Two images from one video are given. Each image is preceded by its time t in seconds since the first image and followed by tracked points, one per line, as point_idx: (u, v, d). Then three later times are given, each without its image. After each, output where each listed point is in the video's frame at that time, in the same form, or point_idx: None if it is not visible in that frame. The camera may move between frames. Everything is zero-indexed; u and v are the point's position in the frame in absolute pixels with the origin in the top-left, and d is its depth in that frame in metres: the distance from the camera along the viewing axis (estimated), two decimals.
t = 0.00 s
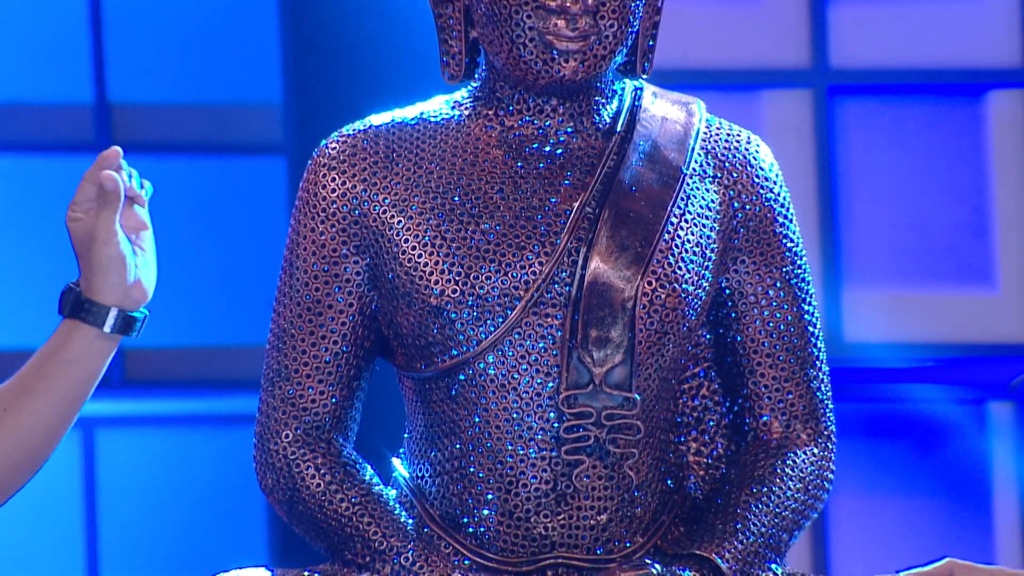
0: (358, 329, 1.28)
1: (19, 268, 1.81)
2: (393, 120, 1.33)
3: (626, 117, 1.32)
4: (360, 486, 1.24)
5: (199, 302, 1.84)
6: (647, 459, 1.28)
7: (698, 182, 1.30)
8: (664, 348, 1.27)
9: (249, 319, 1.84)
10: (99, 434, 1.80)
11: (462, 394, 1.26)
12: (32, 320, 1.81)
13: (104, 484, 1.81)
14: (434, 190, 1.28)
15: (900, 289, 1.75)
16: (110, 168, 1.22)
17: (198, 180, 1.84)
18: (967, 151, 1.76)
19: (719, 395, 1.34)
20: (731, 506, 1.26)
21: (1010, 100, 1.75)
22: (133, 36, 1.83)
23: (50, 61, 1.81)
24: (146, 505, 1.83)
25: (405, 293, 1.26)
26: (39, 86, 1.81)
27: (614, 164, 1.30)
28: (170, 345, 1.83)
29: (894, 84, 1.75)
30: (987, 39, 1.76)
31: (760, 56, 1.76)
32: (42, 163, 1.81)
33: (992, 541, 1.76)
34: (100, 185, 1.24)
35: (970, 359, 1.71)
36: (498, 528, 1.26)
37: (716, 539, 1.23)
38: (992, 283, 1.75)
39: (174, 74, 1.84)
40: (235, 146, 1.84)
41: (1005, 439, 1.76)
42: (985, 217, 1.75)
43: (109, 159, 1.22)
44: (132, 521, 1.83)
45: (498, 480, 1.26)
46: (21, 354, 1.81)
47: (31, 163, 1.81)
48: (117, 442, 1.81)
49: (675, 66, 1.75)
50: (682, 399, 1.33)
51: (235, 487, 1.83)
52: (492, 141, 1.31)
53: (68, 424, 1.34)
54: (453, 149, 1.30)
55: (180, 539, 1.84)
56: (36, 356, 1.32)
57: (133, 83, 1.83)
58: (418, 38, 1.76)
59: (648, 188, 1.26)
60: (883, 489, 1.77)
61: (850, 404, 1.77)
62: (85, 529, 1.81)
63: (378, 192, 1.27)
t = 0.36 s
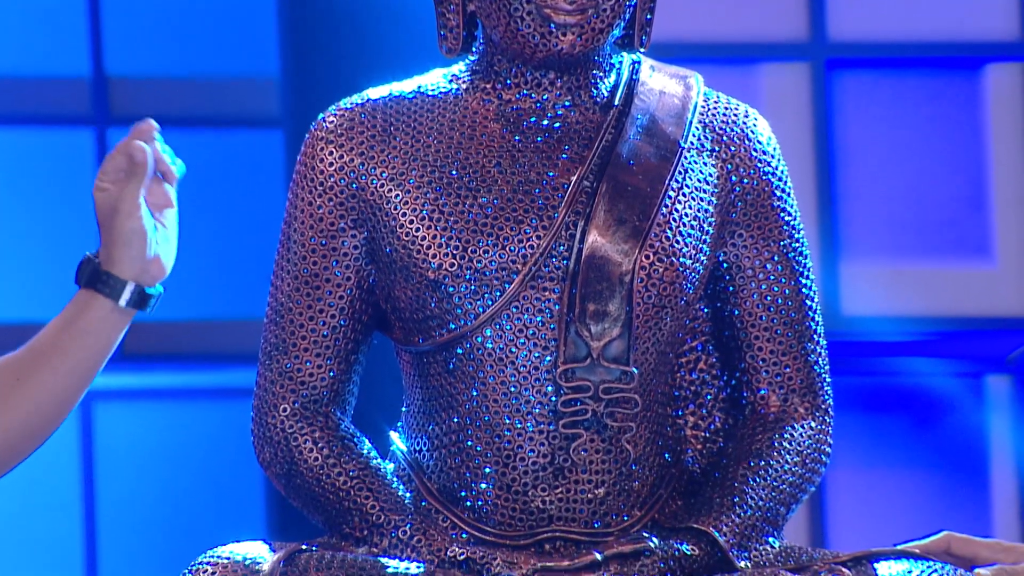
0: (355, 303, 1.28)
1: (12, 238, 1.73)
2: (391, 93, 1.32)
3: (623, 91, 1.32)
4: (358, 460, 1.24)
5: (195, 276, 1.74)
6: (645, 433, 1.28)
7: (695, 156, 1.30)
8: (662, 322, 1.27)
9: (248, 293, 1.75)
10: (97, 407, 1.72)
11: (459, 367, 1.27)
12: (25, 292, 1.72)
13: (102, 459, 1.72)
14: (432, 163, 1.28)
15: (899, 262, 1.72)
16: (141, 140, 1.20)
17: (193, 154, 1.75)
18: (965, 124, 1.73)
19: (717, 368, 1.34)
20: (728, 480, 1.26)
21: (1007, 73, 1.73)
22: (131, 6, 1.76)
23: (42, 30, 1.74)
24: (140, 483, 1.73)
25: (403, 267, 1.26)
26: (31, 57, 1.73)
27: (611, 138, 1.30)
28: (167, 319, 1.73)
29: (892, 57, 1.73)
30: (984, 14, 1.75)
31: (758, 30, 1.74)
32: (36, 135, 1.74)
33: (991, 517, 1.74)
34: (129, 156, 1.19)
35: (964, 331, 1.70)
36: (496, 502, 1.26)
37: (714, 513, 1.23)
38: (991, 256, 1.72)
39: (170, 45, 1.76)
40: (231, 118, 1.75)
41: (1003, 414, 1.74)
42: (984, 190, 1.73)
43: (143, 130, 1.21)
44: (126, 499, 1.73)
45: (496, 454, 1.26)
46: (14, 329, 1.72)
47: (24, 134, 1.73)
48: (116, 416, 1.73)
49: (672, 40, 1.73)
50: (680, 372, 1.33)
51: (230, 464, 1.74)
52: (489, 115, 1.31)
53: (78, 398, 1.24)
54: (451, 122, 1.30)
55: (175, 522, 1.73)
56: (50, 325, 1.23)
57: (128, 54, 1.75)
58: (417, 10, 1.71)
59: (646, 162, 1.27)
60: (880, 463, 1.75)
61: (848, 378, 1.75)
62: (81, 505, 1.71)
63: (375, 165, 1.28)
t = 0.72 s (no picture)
0: (349, 273, 1.28)
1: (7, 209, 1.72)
2: (386, 63, 1.32)
3: (619, 61, 1.31)
4: (353, 430, 1.24)
5: (189, 248, 1.74)
6: (640, 403, 1.28)
7: (691, 126, 1.30)
8: (657, 292, 1.28)
9: (243, 263, 1.75)
10: (91, 376, 1.73)
11: (454, 338, 1.27)
12: (20, 263, 1.72)
13: (96, 429, 1.73)
14: (426, 133, 1.28)
15: (894, 231, 1.71)
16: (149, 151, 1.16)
17: (188, 124, 1.74)
18: (960, 93, 1.73)
19: (711, 339, 1.34)
20: (723, 450, 1.26)
21: (1002, 43, 1.73)
22: None
23: None
24: (134, 453, 1.73)
25: (398, 237, 1.26)
26: (25, 26, 1.72)
27: (606, 108, 1.29)
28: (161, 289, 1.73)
29: (887, 27, 1.73)
30: None
31: None
32: (31, 105, 1.72)
33: (985, 485, 1.74)
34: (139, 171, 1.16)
35: (957, 303, 1.72)
36: (491, 472, 1.26)
37: (708, 483, 1.24)
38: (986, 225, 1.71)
39: (164, 15, 1.74)
40: (225, 88, 1.74)
41: (997, 382, 1.75)
42: (978, 159, 1.72)
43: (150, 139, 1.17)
44: (119, 469, 1.73)
45: (490, 424, 1.26)
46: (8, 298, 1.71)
47: (18, 104, 1.72)
48: (110, 385, 1.73)
49: (667, 10, 1.72)
50: (674, 343, 1.33)
51: (223, 435, 1.74)
52: (484, 85, 1.30)
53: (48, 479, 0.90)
54: (446, 92, 1.30)
55: (167, 492, 1.74)
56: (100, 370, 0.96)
57: (122, 23, 1.73)
58: None
59: (641, 132, 1.26)
60: (874, 433, 1.75)
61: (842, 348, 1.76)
62: (76, 475, 1.72)
63: (370, 135, 1.27)
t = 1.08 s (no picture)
0: (342, 245, 1.28)
1: None
2: (378, 35, 1.32)
3: (612, 32, 1.30)
4: (345, 402, 1.24)
5: (181, 220, 1.74)
6: (633, 375, 1.28)
7: (683, 98, 1.30)
8: (649, 264, 1.27)
9: (236, 234, 1.75)
10: (84, 347, 1.73)
11: (447, 309, 1.27)
12: (13, 235, 1.71)
13: (90, 400, 1.73)
14: (419, 105, 1.27)
15: (886, 203, 1.72)
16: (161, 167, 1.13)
17: (180, 96, 1.73)
18: (952, 64, 1.72)
19: (704, 310, 1.35)
20: (716, 421, 1.27)
21: (997, 14, 1.72)
22: None
23: None
24: (128, 424, 1.74)
25: (390, 209, 1.26)
26: None
27: (599, 80, 1.29)
28: (154, 261, 1.72)
29: None
30: None
31: None
32: (23, 77, 1.72)
33: (976, 455, 1.75)
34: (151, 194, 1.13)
35: (949, 274, 1.73)
36: (484, 444, 1.27)
37: (701, 455, 1.24)
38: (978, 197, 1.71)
39: None
40: (216, 59, 1.73)
41: (989, 353, 1.75)
42: (970, 131, 1.72)
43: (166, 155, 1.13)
44: (113, 441, 1.73)
45: (483, 396, 1.27)
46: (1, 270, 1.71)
47: (11, 77, 1.71)
48: (103, 356, 1.74)
49: None
50: (667, 314, 1.34)
51: (218, 407, 1.74)
52: (476, 56, 1.30)
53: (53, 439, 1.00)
54: (438, 64, 1.29)
55: (162, 464, 1.74)
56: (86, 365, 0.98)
57: None
58: None
59: (633, 104, 1.26)
60: (865, 404, 1.76)
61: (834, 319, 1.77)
62: (69, 447, 1.73)
63: (362, 107, 1.27)
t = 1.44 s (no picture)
0: (336, 218, 1.28)
1: None
2: (372, 7, 1.31)
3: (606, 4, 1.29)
4: (339, 374, 1.25)
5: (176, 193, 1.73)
6: (626, 347, 1.29)
7: (678, 70, 1.30)
8: (643, 237, 1.27)
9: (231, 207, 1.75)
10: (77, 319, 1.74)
11: (441, 282, 1.27)
12: (6, 207, 1.71)
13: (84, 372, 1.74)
14: (413, 77, 1.27)
15: (879, 175, 1.71)
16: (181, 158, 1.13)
17: (174, 68, 1.73)
18: (946, 37, 1.72)
19: (698, 283, 1.35)
20: (710, 395, 1.27)
21: None
22: None
23: None
24: (123, 396, 1.74)
25: (384, 182, 1.26)
26: None
27: (593, 52, 1.28)
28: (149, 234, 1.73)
29: None
30: None
31: None
32: (16, 48, 1.71)
33: (968, 427, 1.76)
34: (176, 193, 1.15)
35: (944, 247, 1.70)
36: (478, 416, 1.27)
37: (695, 427, 1.24)
38: (972, 169, 1.71)
39: None
40: (210, 31, 1.72)
41: (982, 325, 1.76)
42: (965, 103, 1.72)
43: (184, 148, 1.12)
44: (107, 415, 1.74)
45: (477, 368, 1.27)
46: None
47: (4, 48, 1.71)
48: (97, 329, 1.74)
49: None
50: (661, 287, 1.34)
51: (212, 380, 1.75)
52: (471, 29, 1.30)
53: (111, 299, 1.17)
54: (432, 36, 1.29)
55: (156, 439, 1.74)
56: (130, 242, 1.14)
57: None
58: None
59: (628, 76, 1.26)
60: (858, 376, 1.76)
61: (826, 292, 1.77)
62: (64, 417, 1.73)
63: (357, 79, 1.27)
